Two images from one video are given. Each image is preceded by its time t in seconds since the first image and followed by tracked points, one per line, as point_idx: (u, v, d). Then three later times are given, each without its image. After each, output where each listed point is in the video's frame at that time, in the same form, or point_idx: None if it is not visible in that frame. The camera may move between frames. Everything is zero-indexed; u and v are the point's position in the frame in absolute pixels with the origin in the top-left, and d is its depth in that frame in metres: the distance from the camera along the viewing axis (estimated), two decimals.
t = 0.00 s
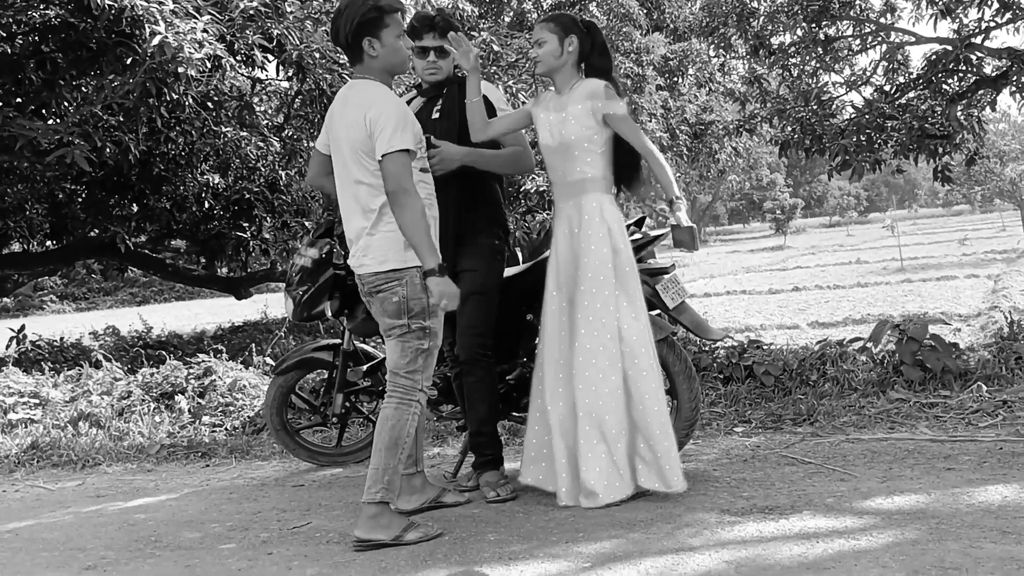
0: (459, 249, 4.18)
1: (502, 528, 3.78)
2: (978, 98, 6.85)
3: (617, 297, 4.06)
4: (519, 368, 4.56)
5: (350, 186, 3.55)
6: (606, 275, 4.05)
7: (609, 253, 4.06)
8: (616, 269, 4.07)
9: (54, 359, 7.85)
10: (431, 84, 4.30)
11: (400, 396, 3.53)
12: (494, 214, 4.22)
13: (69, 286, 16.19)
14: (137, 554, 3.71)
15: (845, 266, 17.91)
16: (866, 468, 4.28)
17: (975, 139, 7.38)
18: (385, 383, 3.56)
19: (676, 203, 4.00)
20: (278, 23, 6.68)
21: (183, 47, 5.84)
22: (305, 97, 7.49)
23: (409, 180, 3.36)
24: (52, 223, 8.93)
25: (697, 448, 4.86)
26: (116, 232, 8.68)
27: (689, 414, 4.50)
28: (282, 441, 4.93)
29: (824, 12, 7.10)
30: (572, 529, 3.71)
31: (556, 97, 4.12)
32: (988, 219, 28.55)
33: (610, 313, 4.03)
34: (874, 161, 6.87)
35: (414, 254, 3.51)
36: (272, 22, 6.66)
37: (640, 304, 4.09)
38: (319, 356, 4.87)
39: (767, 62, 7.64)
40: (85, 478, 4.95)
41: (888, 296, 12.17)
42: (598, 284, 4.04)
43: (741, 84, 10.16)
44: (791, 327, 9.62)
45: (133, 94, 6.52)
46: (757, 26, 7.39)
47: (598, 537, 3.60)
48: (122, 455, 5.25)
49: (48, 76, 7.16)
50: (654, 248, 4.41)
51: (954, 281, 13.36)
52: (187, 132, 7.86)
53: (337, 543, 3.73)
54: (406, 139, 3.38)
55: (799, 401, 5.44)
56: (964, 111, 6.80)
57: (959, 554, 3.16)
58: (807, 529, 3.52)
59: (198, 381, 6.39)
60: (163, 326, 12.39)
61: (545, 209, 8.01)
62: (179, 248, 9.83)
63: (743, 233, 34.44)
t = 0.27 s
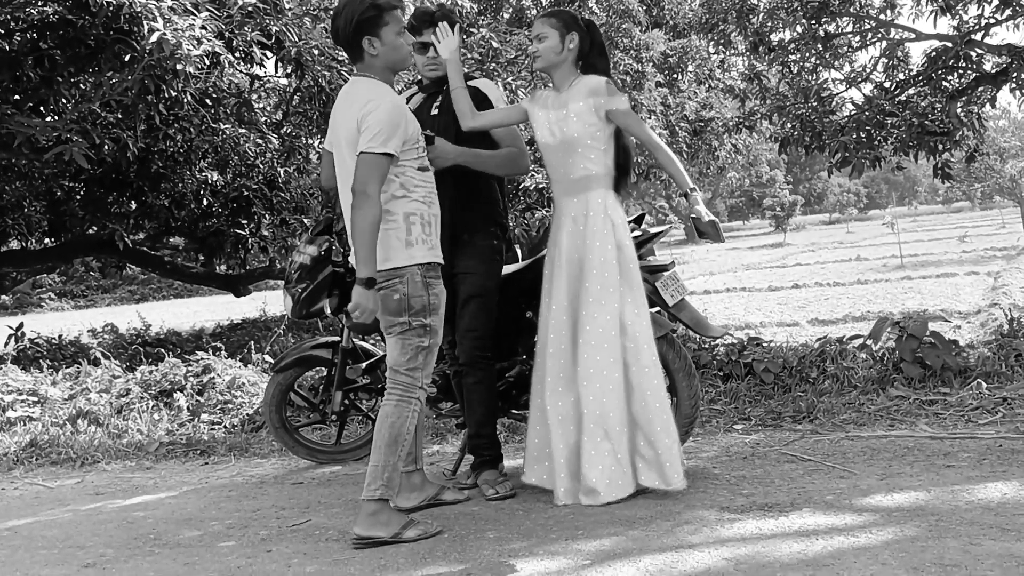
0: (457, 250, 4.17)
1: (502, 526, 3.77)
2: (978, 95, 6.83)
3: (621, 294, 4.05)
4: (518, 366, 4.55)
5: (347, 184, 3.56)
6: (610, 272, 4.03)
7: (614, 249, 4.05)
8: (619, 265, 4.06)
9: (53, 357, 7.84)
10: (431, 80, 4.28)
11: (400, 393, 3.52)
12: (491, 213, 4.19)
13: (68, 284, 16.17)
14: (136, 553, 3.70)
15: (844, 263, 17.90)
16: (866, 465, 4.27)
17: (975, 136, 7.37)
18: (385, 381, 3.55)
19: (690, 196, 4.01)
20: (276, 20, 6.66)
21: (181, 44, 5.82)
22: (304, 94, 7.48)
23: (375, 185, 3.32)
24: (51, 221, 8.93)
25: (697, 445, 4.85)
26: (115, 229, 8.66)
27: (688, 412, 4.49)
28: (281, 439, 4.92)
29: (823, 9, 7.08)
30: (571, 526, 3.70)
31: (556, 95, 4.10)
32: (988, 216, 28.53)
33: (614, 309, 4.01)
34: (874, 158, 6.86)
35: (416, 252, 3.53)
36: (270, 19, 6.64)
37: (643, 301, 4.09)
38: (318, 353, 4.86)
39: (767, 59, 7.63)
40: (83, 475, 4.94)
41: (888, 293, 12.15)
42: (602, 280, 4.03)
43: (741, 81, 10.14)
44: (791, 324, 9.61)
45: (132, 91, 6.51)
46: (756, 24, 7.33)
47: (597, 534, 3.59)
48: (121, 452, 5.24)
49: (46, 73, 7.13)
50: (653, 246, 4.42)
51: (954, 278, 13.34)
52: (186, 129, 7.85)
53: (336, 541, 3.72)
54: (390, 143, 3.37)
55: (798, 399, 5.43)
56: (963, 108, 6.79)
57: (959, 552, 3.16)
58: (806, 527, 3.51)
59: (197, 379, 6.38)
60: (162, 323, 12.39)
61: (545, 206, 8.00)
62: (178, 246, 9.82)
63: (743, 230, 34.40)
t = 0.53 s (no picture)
0: (455, 246, 4.16)
1: (501, 524, 3.77)
2: (977, 93, 6.84)
3: (626, 290, 4.05)
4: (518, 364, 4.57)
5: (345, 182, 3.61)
6: (615, 268, 4.03)
7: (619, 245, 4.05)
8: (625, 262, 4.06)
9: (53, 355, 7.84)
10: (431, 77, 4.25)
11: (400, 392, 3.53)
12: (490, 210, 4.20)
13: (68, 283, 16.18)
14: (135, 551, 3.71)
15: (843, 261, 17.91)
16: (865, 463, 4.28)
17: (974, 134, 7.38)
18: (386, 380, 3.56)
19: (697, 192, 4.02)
20: (275, 18, 6.65)
21: (180, 42, 5.82)
22: (303, 92, 7.48)
23: (350, 179, 3.34)
24: (51, 219, 8.98)
25: (696, 443, 4.86)
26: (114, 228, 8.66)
27: (687, 410, 4.50)
28: (280, 437, 4.92)
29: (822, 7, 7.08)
30: (571, 524, 3.71)
31: (558, 93, 4.10)
32: (987, 214, 28.54)
33: (620, 305, 4.01)
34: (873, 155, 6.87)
35: (413, 251, 3.52)
36: (269, 17, 6.64)
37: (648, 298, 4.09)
38: (317, 352, 4.87)
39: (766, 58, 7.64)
40: (83, 474, 4.94)
41: (887, 291, 12.16)
42: (607, 277, 4.02)
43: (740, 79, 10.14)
44: (790, 322, 9.62)
45: (131, 90, 6.51)
46: (756, 20, 7.39)
47: (596, 533, 3.59)
48: (120, 451, 5.24)
49: (45, 72, 7.13)
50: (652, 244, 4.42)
51: (953, 276, 13.35)
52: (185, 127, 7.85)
53: (336, 539, 3.72)
54: (375, 140, 3.39)
55: (797, 397, 5.44)
56: (962, 106, 6.81)
57: (958, 550, 3.16)
58: (806, 525, 3.52)
59: (196, 377, 6.38)
60: (161, 322, 12.38)
61: (544, 205, 8.00)
62: (178, 244, 9.82)
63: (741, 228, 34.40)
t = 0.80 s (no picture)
0: (453, 246, 4.18)
1: (501, 523, 3.80)
2: (974, 93, 6.87)
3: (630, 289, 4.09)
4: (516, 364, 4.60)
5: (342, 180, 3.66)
6: (620, 267, 4.07)
7: (623, 245, 4.09)
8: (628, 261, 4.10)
9: (52, 355, 7.85)
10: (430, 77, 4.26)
11: (404, 391, 3.56)
12: (489, 211, 4.22)
13: (67, 283, 16.17)
14: (138, 550, 3.72)
15: (840, 261, 17.95)
16: (862, 462, 4.31)
17: (970, 135, 7.41)
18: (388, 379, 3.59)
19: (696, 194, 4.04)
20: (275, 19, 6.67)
21: (181, 43, 5.83)
22: (303, 93, 7.50)
23: (338, 182, 3.35)
24: (52, 220, 9.00)
25: (694, 442, 4.88)
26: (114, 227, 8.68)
27: (685, 409, 4.53)
28: (281, 437, 4.94)
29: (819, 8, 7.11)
30: (570, 523, 3.73)
31: (559, 92, 4.11)
32: (984, 214, 28.60)
33: (625, 304, 4.04)
34: (870, 156, 6.91)
35: (404, 252, 3.55)
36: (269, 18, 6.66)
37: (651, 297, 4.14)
38: (318, 352, 4.88)
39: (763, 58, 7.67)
40: (85, 473, 4.96)
41: (884, 291, 12.20)
42: (612, 276, 4.05)
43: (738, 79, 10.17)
44: (788, 322, 9.65)
45: (132, 90, 6.53)
46: (754, 22, 7.45)
47: (595, 531, 3.62)
48: (121, 450, 5.26)
49: (45, 72, 7.14)
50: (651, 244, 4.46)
51: (949, 276, 13.39)
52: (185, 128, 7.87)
53: (337, 538, 3.74)
54: (357, 141, 3.38)
55: (795, 396, 5.47)
56: (959, 107, 6.84)
57: (955, 548, 3.19)
58: (803, 524, 3.54)
59: (197, 377, 6.40)
60: (160, 322, 12.40)
61: (543, 205, 8.02)
62: (177, 244, 9.83)
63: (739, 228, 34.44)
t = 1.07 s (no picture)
0: (451, 248, 4.19)
1: (500, 524, 3.81)
2: (972, 95, 6.88)
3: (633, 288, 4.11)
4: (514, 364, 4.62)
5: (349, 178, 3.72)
6: (623, 266, 4.08)
7: (625, 244, 4.10)
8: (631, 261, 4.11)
9: (51, 356, 7.86)
10: (431, 78, 4.27)
11: (408, 388, 3.59)
12: (487, 213, 4.23)
13: (66, 284, 16.16)
14: (137, 551, 3.73)
15: (839, 262, 17.97)
16: (860, 463, 4.32)
17: (969, 136, 7.43)
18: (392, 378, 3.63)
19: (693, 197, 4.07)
20: (275, 21, 6.69)
21: (180, 45, 5.84)
22: (302, 94, 7.51)
23: (334, 197, 3.36)
24: (51, 221, 8.98)
25: (693, 443, 4.90)
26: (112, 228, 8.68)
27: (684, 410, 4.55)
28: (280, 437, 4.94)
29: (818, 10, 7.13)
30: (569, 524, 3.74)
31: (560, 92, 4.12)
32: (981, 215, 28.63)
33: (628, 304, 4.06)
34: (868, 157, 6.93)
35: (387, 256, 3.54)
36: (268, 20, 6.68)
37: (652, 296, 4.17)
38: (317, 353, 4.89)
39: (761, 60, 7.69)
40: (84, 474, 4.97)
41: (882, 292, 12.21)
42: (615, 276, 4.06)
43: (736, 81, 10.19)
44: (786, 323, 9.67)
45: (131, 92, 6.54)
46: (752, 23, 7.47)
47: (594, 532, 3.63)
48: (121, 451, 5.27)
49: (45, 73, 7.14)
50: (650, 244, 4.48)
51: (947, 276, 13.40)
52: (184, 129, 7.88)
53: (337, 539, 3.75)
54: (336, 153, 3.36)
55: (793, 397, 5.48)
56: (957, 108, 6.86)
57: (953, 550, 3.20)
58: (802, 525, 3.55)
59: (196, 377, 6.41)
60: (159, 323, 12.41)
61: (541, 206, 8.04)
62: (176, 245, 9.83)
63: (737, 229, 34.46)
